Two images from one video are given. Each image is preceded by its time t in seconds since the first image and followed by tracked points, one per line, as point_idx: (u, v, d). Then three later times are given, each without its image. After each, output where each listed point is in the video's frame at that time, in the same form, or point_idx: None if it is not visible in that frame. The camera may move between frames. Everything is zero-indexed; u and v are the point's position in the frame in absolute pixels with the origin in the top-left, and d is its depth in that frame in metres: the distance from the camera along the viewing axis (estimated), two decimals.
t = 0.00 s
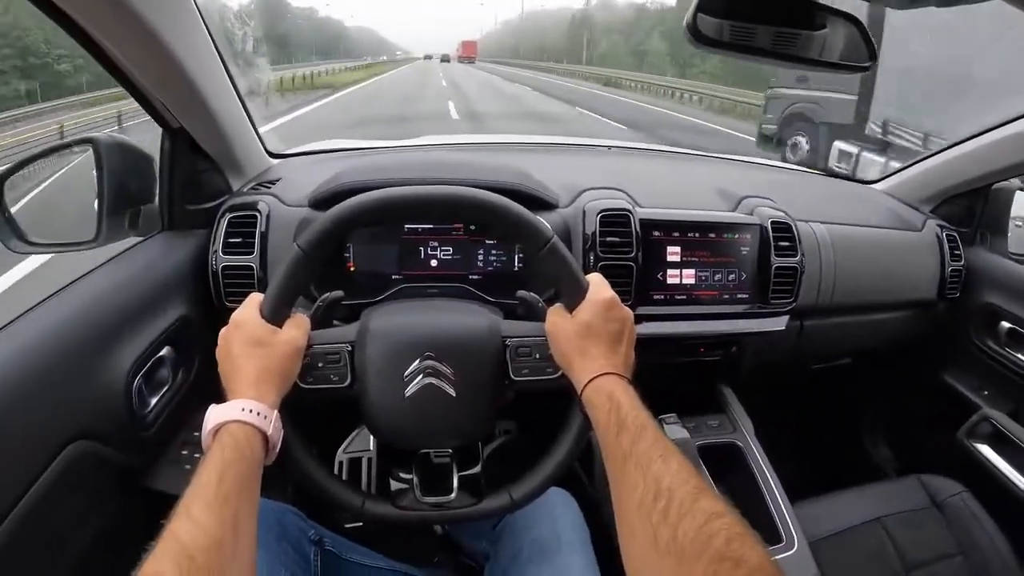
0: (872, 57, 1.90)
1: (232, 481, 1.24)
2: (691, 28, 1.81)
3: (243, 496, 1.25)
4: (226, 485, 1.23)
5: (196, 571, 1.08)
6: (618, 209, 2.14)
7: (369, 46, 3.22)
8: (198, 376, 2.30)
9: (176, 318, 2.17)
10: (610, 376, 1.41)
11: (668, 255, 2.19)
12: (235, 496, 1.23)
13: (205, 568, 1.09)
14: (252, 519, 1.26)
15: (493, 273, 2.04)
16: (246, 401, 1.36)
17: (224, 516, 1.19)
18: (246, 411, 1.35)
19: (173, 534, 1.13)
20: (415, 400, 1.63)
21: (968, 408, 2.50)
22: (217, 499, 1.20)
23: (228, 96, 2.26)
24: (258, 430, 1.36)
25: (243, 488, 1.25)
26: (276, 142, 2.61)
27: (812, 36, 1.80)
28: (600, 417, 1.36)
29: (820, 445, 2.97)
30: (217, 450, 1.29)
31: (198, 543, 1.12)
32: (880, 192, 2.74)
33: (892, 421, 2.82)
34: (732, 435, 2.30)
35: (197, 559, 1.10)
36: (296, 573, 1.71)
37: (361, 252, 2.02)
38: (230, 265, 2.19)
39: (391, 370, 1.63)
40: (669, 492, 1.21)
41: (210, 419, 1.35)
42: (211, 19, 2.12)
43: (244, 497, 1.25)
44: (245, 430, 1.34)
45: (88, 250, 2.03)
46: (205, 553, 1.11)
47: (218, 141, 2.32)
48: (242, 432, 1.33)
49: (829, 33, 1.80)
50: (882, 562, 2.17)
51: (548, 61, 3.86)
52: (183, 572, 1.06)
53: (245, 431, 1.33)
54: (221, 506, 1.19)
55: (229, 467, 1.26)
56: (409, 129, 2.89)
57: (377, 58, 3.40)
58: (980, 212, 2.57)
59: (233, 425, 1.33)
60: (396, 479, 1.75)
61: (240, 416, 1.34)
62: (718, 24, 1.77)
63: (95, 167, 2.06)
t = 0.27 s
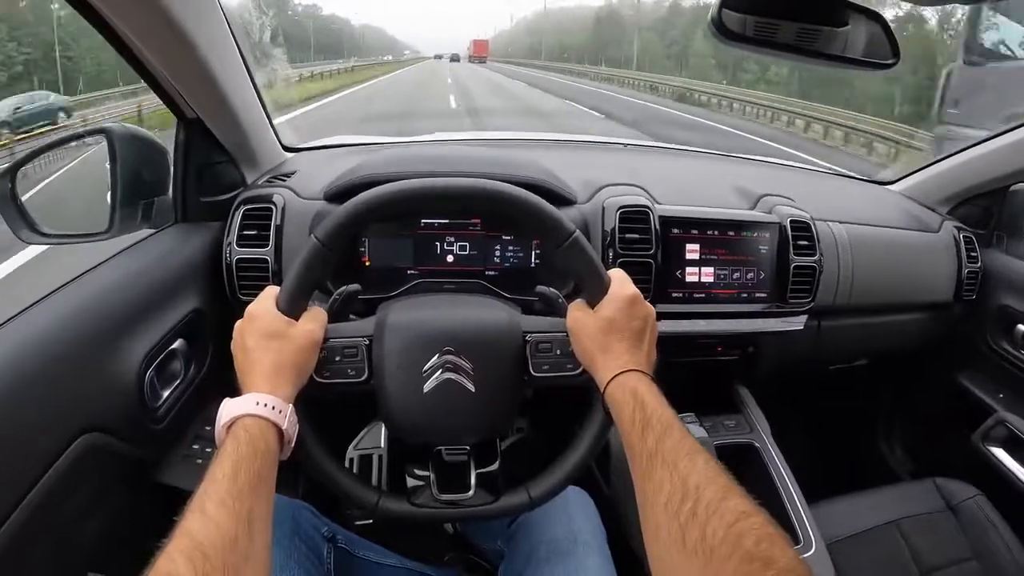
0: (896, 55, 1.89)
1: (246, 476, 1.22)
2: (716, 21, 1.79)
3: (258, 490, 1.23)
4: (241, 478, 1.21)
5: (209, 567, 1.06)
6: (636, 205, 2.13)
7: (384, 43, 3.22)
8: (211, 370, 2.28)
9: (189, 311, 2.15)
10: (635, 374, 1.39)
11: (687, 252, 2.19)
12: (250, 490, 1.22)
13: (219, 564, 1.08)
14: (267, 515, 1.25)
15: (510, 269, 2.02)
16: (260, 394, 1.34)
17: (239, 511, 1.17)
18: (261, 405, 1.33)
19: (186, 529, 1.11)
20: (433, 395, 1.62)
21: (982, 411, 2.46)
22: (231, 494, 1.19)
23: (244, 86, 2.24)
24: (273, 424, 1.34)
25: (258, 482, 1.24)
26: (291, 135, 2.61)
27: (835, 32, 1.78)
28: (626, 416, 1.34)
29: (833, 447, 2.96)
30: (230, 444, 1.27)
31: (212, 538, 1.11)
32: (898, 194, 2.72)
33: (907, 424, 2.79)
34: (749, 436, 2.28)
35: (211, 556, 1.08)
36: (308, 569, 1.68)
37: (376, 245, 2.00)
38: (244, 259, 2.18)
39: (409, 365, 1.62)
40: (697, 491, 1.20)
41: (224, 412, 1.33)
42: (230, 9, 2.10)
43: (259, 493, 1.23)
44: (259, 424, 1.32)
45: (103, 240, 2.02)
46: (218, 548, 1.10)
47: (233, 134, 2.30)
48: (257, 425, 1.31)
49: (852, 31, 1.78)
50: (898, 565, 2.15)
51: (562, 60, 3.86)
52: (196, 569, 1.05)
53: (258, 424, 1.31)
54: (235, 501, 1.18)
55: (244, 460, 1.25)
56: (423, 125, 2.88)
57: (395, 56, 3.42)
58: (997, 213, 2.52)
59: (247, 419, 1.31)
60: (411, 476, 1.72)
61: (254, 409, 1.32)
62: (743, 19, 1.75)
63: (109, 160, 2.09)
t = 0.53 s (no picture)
0: (904, 57, 1.86)
1: (251, 473, 1.22)
2: (723, 22, 1.80)
3: (263, 486, 1.24)
4: (246, 475, 1.22)
5: (212, 564, 1.07)
6: (643, 207, 2.13)
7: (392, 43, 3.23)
8: (218, 369, 2.29)
9: (196, 310, 2.16)
10: (640, 376, 1.39)
11: (693, 255, 2.19)
12: (255, 486, 1.22)
13: (222, 561, 1.09)
14: (272, 514, 1.25)
15: (516, 270, 2.03)
16: (264, 393, 1.35)
17: (243, 508, 1.18)
18: (266, 404, 1.34)
19: (190, 525, 1.12)
20: (438, 396, 1.62)
21: (989, 415, 2.45)
22: (236, 492, 1.19)
23: (252, 86, 2.25)
24: (279, 423, 1.34)
25: (263, 478, 1.24)
26: (299, 135, 2.62)
27: (841, 35, 1.78)
28: (630, 418, 1.34)
29: (838, 450, 2.95)
30: (236, 442, 1.28)
31: (215, 535, 1.12)
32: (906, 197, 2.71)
33: (912, 426, 2.78)
34: (754, 439, 2.28)
35: (214, 552, 1.10)
36: (311, 567, 1.68)
37: (383, 245, 2.01)
38: (251, 258, 2.19)
39: (414, 366, 1.62)
40: (700, 494, 1.19)
41: (230, 410, 1.34)
42: (238, 10, 2.11)
43: (263, 491, 1.24)
44: (264, 423, 1.32)
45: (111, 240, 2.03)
46: (221, 545, 1.11)
47: (241, 133, 2.32)
48: (262, 424, 1.32)
49: (860, 34, 1.77)
50: (902, 569, 2.14)
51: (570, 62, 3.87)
52: (199, 566, 1.06)
53: (264, 422, 1.32)
54: (239, 498, 1.19)
55: (249, 458, 1.25)
56: (431, 126, 2.89)
57: (404, 56, 3.43)
58: (1004, 216, 2.51)
59: (252, 418, 1.32)
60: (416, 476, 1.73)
61: (259, 408, 1.33)
62: (749, 21, 1.74)
63: (117, 159, 2.08)
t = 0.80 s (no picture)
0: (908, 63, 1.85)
1: (256, 470, 1.24)
2: (728, 28, 1.79)
3: (268, 483, 1.26)
4: (251, 472, 1.24)
5: (216, 559, 1.10)
6: (647, 210, 2.14)
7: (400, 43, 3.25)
8: (224, 366, 2.31)
9: (203, 308, 2.18)
10: (641, 379, 1.40)
11: (697, 259, 2.20)
12: (259, 483, 1.24)
13: (226, 556, 1.11)
14: (275, 511, 1.26)
15: (520, 272, 2.04)
16: (271, 391, 1.36)
17: (247, 504, 1.20)
18: (271, 402, 1.35)
19: (196, 521, 1.14)
20: (442, 397, 1.64)
21: (992, 422, 2.45)
22: (241, 489, 1.21)
23: (260, 87, 2.27)
24: (283, 421, 1.36)
25: (267, 476, 1.26)
26: (306, 135, 2.64)
27: (847, 40, 1.78)
28: (630, 420, 1.34)
29: (841, 453, 2.95)
30: (241, 438, 1.30)
31: (220, 531, 1.14)
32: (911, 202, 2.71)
33: (914, 431, 2.78)
34: (755, 442, 2.28)
35: (219, 548, 1.12)
36: (314, 564, 1.69)
37: (389, 246, 2.03)
38: (258, 256, 2.21)
39: (418, 366, 1.64)
40: (698, 496, 1.20)
41: (236, 408, 1.35)
42: (246, 11, 2.13)
43: (267, 487, 1.25)
44: (269, 420, 1.34)
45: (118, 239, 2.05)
46: (226, 541, 1.13)
47: (249, 133, 2.34)
48: (267, 422, 1.33)
49: (865, 38, 1.79)
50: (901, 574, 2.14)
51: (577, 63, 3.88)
52: (203, 561, 1.08)
53: (269, 419, 1.33)
54: (244, 494, 1.20)
55: (254, 455, 1.27)
56: (437, 125, 2.91)
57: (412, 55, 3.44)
58: (1009, 222, 2.52)
59: (257, 416, 1.33)
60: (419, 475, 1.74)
61: (265, 406, 1.35)
62: (755, 26, 1.74)
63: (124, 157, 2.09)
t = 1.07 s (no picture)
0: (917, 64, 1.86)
1: (257, 465, 1.24)
2: (735, 27, 1.79)
3: (268, 478, 1.25)
4: (251, 467, 1.23)
5: (214, 552, 1.09)
6: (654, 209, 2.14)
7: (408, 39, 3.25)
8: (227, 360, 2.30)
9: (207, 302, 2.18)
10: (644, 379, 1.39)
11: (702, 258, 2.18)
12: (260, 478, 1.24)
13: (225, 549, 1.10)
14: (275, 506, 1.26)
15: (525, 269, 2.04)
16: (272, 386, 1.36)
17: (247, 498, 1.19)
18: (273, 396, 1.35)
19: (196, 513, 1.14)
20: (444, 393, 1.63)
21: (996, 427, 2.44)
22: (241, 482, 1.20)
23: (267, 81, 2.27)
24: (285, 416, 1.36)
25: (267, 471, 1.26)
26: (312, 130, 2.64)
27: (856, 41, 1.76)
28: (632, 420, 1.34)
29: (844, 456, 2.94)
30: (242, 432, 1.29)
31: (220, 525, 1.13)
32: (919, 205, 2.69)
33: (919, 435, 2.76)
34: (758, 444, 2.27)
35: (218, 540, 1.11)
36: (313, 559, 1.69)
37: (393, 241, 2.02)
38: (262, 251, 2.21)
39: (421, 362, 1.63)
40: (699, 497, 1.19)
41: (236, 402, 1.35)
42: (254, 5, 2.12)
43: (267, 482, 1.25)
44: (270, 414, 1.34)
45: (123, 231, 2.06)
46: (225, 535, 1.12)
47: (255, 129, 2.34)
48: (268, 416, 1.33)
49: (874, 40, 1.77)
50: None
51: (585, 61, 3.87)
52: (202, 553, 1.07)
53: (270, 413, 1.33)
54: (244, 488, 1.20)
55: (255, 450, 1.27)
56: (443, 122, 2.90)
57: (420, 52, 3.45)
58: (1017, 226, 2.50)
59: (258, 410, 1.33)
60: (420, 471, 1.73)
61: (266, 400, 1.34)
62: (762, 25, 1.72)
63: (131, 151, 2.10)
